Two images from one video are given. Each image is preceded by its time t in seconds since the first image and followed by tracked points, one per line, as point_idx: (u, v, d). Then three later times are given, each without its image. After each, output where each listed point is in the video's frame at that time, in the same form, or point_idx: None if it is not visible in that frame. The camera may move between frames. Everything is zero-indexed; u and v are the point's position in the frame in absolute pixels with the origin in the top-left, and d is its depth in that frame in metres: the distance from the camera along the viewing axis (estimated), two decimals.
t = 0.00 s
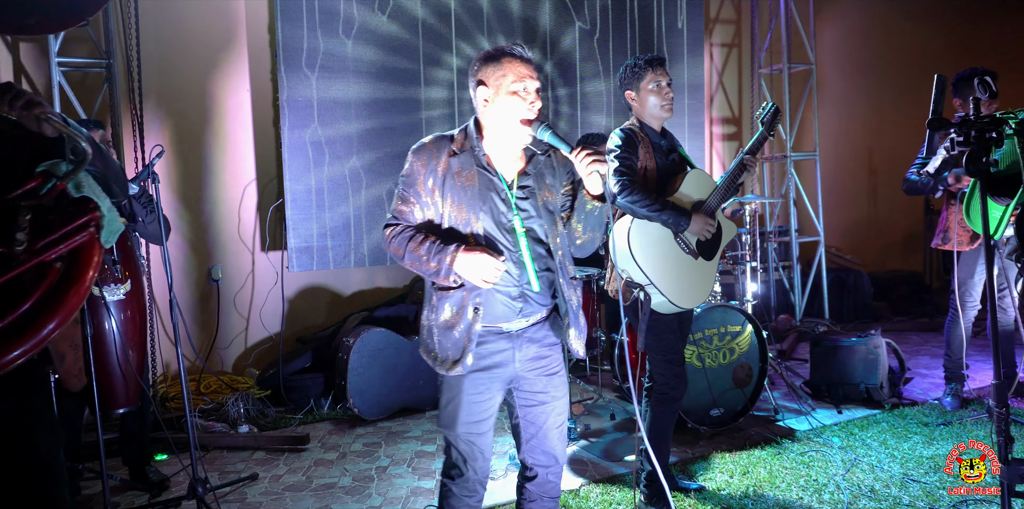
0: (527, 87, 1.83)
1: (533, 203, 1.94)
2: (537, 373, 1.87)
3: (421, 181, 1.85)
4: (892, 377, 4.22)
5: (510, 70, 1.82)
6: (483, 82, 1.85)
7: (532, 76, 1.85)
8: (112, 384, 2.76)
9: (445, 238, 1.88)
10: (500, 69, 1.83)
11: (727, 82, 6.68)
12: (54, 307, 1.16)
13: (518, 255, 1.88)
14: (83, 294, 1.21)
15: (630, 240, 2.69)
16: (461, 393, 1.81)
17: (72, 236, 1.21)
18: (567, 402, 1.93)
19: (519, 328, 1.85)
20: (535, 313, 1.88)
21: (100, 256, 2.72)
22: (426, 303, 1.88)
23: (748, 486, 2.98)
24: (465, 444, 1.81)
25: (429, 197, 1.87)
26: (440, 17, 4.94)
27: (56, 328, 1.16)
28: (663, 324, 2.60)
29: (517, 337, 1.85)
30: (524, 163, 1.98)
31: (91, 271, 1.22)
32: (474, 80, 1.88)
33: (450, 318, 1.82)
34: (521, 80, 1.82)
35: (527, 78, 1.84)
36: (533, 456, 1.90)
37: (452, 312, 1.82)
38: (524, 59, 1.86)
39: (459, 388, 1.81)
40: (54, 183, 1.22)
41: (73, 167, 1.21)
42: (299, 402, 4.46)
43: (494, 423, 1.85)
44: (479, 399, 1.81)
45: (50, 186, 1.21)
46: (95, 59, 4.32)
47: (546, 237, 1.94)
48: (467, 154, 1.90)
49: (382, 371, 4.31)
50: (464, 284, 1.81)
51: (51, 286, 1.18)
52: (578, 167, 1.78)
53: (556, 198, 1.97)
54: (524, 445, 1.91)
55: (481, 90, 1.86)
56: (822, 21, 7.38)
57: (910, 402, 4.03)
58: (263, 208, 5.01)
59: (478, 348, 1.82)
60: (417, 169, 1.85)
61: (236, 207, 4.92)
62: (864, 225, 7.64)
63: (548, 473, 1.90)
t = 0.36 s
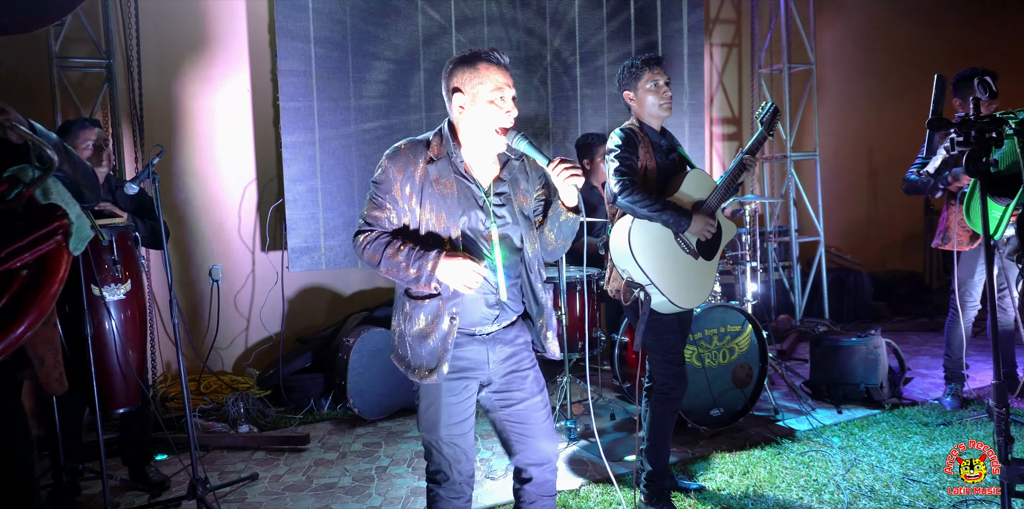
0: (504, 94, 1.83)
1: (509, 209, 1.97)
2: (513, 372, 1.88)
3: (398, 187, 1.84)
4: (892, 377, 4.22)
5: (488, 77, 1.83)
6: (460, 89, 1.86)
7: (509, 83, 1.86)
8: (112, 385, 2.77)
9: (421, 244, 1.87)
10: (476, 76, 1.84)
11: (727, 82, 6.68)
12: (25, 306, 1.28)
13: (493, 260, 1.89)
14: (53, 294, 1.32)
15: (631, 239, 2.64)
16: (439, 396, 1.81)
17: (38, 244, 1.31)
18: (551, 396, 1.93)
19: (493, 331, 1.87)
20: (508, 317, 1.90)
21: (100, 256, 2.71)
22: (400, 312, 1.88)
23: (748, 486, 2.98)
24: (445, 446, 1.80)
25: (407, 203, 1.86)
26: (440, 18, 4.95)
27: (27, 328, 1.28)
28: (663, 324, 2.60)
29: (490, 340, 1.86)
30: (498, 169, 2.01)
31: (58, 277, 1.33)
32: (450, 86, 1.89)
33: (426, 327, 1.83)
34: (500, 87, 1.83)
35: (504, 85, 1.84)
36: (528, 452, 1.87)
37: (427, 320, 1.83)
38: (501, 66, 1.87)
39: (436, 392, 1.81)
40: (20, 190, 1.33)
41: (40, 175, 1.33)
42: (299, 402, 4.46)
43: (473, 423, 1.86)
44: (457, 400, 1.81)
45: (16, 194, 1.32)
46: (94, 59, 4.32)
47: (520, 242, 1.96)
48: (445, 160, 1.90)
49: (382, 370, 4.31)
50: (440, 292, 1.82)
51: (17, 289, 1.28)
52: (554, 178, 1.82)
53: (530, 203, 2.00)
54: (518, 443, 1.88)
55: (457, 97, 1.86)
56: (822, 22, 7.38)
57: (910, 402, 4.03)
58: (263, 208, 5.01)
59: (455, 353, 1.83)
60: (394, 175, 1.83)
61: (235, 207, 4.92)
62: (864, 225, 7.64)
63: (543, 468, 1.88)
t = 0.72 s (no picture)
0: (505, 95, 1.83)
1: (516, 204, 1.98)
2: (514, 369, 1.90)
3: (408, 185, 1.82)
4: (892, 378, 4.22)
5: (488, 79, 1.82)
6: (460, 90, 1.84)
7: (509, 82, 1.85)
8: (112, 385, 2.77)
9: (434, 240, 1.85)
10: (476, 76, 1.82)
11: (727, 82, 6.68)
12: None
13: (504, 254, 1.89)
14: None
15: (630, 239, 2.64)
16: (450, 390, 1.80)
17: None
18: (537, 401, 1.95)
19: (503, 325, 1.88)
20: (518, 311, 1.92)
21: (100, 257, 2.71)
22: (411, 310, 1.85)
23: (748, 486, 2.98)
24: (455, 441, 1.80)
25: (417, 201, 1.84)
26: (441, 18, 4.95)
27: None
28: (662, 325, 2.60)
29: (500, 334, 1.87)
30: (503, 165, 2.01)
31: None
32: (452, 87, 1.87)
33: (441, 322, 1.81)
34: (500, 88, 1.83)
35: (505, 83, 1.83)
36: (502, 452, 1.90)
37: (442, 316, 1.81)
38: (501, 66, 1.86)
39: (448, 385, 1.80)
40: None
41: None
42: (299, 403, 4.46)
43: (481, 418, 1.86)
44: (468, 396, 1.81)
45: None
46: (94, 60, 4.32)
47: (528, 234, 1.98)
48: (452, 158, 1.89)
49: (382, 370, 4.31)
50: (455, 286, 1.81)
51: None
52: (556, 176, 1.84)
53: (534, 198, 2.03)
54: (495, 442, 1.91)
55: (458, 98, 1.85)
56: (822, 22, 7.39)
57: (910, 402, 4.03)
58: (263, 208, 5.01)
59: (469, 348, 1.82)
60: (403, 174, 1.81)
61: (236, 207, 4.92)
62: (865, 225, 7.65)
63: (513, 468, 1.91)
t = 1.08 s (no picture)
0: (504, 101, 1.82)
1: (518, 210, 1.97)
2: (517, 365, 1.90)
3: (413, 185, 1.86)
4: (892, 378, 4.22)
5: (488, 85, 1.82)
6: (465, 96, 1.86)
7: (514, 90, 1.84)
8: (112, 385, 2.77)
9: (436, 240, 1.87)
10: (477, 82, 1.82)
11: (727, 82, 6.68)
12: None
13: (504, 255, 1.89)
14: None
15: (631, 239, 2.63)
16: (454, 385, 1.81)
17: None
18: (541, 398, 1.94)
19: (506, 323, 1.88)
20: (520, 310, 1.91)
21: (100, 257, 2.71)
22: (416, 304, 1.88)
23: (748, 487, 2.98)
24: (461, 438, 1.80)
25: (421, 201, 1.87)
26: (441, 18, 4.96)
27: None
28: (663, 325, 2.60)
29: (504, 330, 1.87)
30: (509, 172, 2.01)
31: None
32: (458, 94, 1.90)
33: (441, 317, 1.82)
34: (503, 96, 1.82)
35: (504, 90, 1.82)
36: (505, 448, 1.90)
37: (442, 311, 1.83)
38: (506, 73, 1.84)
39: (451, 379, 1.81)
40: None
41: None
42: (299, 402, 4.46)
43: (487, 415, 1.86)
44: (474, 393, 1.82)
45: None
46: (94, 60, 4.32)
47: (529, 241, 1.96)
48: (457, 161, 1.91)
49: (382, 370, 4.31)
50: (455, 284, 1.82)
51: None
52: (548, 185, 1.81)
53: (538, 206, 2.01)
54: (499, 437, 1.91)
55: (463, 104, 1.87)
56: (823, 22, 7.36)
57: (910, 402, 4.03)
58: (263, 208, 5.01)
59: (468, 343, 1.82)
60: (409, 174, 1.85)
61: (238, 206, 4.93)
62: (865, 225, 7.65)
63: (519, 463, 1.91)
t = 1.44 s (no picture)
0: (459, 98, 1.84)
1: (490, 205, 1.94)
2: (493, 364, 1.89)
3: (386, 181, 1.91)
4: (892, 377, 4.22)
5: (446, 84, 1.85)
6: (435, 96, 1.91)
7: (486, 89, 1.86)
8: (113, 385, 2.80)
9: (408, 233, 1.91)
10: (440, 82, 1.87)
11: (727, 82, 6.68)
12: None
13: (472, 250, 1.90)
14: None
15: (632, 238, 2.63)
16: (417, 380, 1.84)
17: None
18: (524, 396, 1.94)
19: (474, 321, 1.88)
20: (490, 307, 1.89)
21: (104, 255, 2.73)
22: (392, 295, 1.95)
23: (748, 486, 2.98)
24: (422, 427, 1.83)
25: (394, 196, 1.92)
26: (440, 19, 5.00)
27: None
28: (663, 324, 2.60)
29: (472, 329, 1.87)
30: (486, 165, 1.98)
31: None
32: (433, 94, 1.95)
33: (408, 309, 1.87)
34: (462, 92, 1.83)
35: (460, 86, 1.83)
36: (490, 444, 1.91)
37: (409, 303, 1.87)
38: (477, 70, 1.85)
39: (416, 375, 1.85)
40: None
41: None
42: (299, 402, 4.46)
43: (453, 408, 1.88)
44: (439, 386, 1.84)
45: None
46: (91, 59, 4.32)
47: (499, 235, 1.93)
48: (431, 157, 1.94)
49: (382, 370, 4.31)
50: (421, 277, 1.86)
51: None
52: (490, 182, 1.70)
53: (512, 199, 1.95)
54: (484, 434, 1.93)
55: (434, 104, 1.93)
56: (824, 20, 7.32)
57: (910, 402, 4.03)
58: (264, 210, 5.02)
59: (433, 337, 1.86)
60: (382, 170, 1.91)
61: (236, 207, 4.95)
62: (865, 225, 7.65)
63: (504, 462, 1.91)
